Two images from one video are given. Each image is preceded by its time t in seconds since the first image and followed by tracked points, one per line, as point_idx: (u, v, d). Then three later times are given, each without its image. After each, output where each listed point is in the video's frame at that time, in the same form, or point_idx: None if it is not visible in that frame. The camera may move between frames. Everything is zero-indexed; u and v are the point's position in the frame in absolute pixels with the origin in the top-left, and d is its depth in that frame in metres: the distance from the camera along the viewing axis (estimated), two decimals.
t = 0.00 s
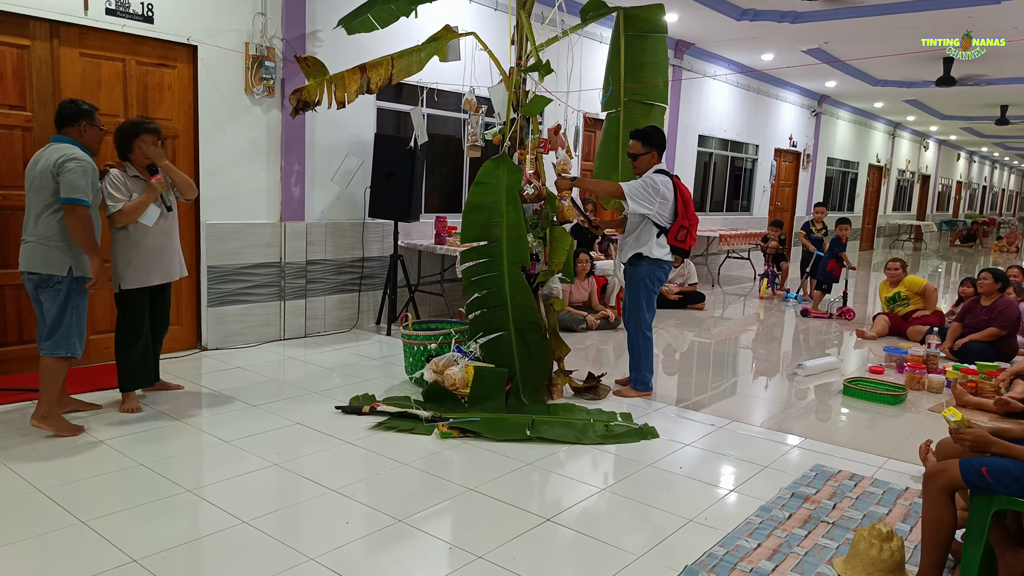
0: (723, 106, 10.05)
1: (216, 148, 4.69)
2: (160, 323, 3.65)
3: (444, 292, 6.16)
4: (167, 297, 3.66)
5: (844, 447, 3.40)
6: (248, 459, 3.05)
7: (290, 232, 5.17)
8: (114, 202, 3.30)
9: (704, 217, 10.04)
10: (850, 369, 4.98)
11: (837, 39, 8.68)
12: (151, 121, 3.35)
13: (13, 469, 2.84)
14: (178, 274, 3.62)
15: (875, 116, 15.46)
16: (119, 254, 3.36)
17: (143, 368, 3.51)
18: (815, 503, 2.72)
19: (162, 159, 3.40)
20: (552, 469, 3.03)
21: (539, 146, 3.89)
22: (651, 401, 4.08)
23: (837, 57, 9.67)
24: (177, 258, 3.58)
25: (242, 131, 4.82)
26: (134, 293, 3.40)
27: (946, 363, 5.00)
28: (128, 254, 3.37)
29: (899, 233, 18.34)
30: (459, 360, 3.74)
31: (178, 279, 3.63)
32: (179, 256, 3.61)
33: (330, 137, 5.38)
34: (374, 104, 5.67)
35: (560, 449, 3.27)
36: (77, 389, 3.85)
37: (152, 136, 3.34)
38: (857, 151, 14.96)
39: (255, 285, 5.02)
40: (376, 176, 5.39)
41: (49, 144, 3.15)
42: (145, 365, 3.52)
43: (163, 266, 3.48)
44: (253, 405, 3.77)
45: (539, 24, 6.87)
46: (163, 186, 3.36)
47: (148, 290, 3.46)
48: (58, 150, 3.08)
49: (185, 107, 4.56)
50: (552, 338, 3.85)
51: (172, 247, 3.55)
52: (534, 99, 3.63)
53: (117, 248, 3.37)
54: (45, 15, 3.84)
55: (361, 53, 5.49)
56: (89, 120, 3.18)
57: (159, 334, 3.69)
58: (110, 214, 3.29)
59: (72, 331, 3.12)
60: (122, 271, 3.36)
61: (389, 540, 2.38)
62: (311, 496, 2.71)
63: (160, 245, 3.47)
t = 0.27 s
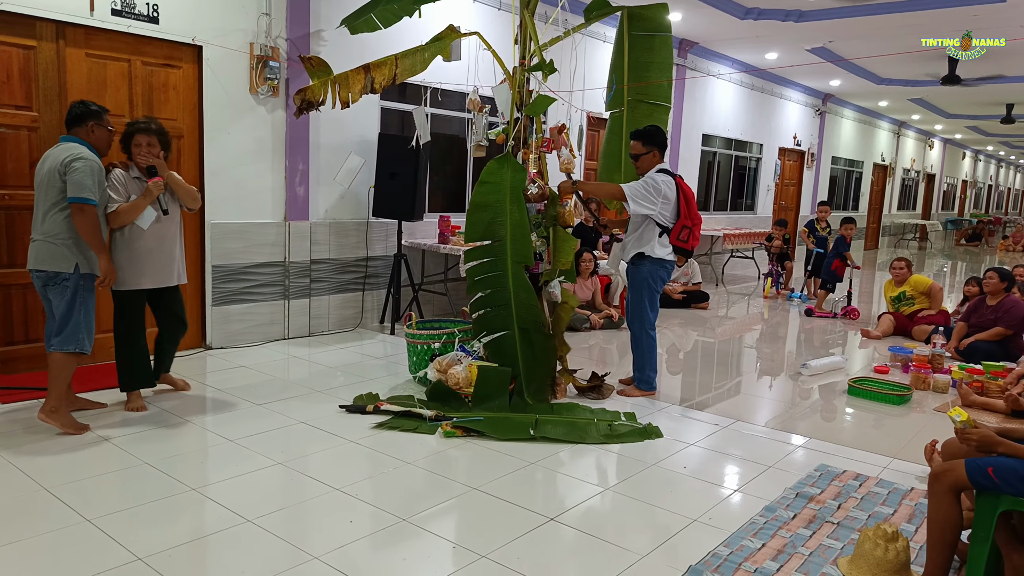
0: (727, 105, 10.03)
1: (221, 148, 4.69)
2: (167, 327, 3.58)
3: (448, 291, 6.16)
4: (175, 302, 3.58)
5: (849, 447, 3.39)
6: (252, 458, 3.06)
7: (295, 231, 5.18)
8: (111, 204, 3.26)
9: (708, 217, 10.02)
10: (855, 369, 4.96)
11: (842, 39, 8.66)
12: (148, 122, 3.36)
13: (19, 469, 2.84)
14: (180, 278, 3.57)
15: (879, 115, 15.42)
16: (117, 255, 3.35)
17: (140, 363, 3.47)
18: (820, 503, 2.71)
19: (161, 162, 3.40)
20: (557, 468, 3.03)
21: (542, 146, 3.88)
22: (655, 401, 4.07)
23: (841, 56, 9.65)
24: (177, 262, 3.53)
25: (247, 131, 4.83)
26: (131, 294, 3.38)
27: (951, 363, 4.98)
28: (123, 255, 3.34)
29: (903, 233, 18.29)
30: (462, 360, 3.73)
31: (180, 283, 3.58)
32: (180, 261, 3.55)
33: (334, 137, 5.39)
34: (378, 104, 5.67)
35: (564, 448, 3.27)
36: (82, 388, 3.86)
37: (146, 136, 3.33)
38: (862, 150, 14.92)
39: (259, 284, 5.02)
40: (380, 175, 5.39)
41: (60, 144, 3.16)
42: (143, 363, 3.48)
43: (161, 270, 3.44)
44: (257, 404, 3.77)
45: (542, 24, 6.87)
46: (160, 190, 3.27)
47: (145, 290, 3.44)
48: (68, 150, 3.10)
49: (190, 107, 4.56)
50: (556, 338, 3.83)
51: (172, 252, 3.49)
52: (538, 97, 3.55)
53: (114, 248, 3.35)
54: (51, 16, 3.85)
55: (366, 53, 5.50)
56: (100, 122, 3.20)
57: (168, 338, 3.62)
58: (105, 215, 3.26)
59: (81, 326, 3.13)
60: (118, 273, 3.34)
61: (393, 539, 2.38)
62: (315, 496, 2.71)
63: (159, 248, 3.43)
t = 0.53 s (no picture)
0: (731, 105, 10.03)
1: (224, 149, 4.71)
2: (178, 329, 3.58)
3: (452, 291, 6.17)
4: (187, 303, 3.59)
5: (853, 448, 3.39)
6: (257, 458, 3.07)
7: (299, 232, 5.20)
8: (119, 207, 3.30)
9: (711, 217, 10.02)
10: (858, 369, 4.97)
11: (845, 39, 8.66)
12: (155, 122, 3.34)
13: (25, 468, 2.86)
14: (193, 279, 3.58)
15: (883, 115, 15.40)
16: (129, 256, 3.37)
17: (149, 364, 3.51)
18: (824, 504, 2.72)
19: (169, 161, 3.39)
20: (561, 469, 3.04)
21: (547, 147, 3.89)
22: (659, 401, 4.08)
23: (844, 57, 9.65)
24: (190, 262, 3.54)
25: (251, 131, 4.84)
26: (140, 296, 3.42)
27: (955, 363, 4.98)
28: (134, 255, 3.36)
29: (907, 233, 18.26)
30: (467, 360, 3.73)
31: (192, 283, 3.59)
32: (193, 261, 3.57)
33: (339, 137, 5.40)
34: (382, 105, 5.69)
35: (568, 449, 3.28)
36: (87, 388, 3.88)
37: (152, 137, 3.33)
38: (865, 150, 14.91)
39: (263, 285, 5.04)
40: (384, 176, 5.40)
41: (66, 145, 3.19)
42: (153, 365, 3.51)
43: (172, 269, 3.44)
44: (262, 404, 3.79)
45: (546, 24, 6.88)
46: (168, 189, 3.31)
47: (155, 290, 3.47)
48: (71, 151, 3.13)
49: (194, 107, 4.57)
50: (561, 338, 3.83)
51: (185, 252, 3.50)
52: (542, 98, 3.58)
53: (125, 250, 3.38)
54: (56, 17, 3.87)
55: (370, 54, 5.51)
56: (107, 122, 3.21)
57: (180, 344, 3.60)
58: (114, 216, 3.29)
59: (83, 325, 3.15)
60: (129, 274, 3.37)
61: (398, 540, 2.40)
62: (321, 496, 2.73)
63: (171, 248, 3.43)
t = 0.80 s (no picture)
0: (733, 106, 10.04)
1: (226, 149, 4.73)
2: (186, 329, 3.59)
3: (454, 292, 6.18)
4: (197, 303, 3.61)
5: (854, 449, 3.40)
6: (259, 459, 3.09)
7: (301, 233, 5.21)
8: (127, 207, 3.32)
9: (713, 218, 10.03)
10: (860, 370, 4.98)
11: (847, 40, 8.66)
12: (161, 122, 3.34)
13: (26, 468, 2.88)
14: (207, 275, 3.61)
15: (886, 117, 15.40)
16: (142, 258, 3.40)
17: (155, 367, 3.51)
18: (825, 505, 2.73)
19: (174, 160, 3.38)
20: (564, 470, 3.05)
21: (550, 148, 3.91)
22: (661, 402, 4.09)
23: (846, 58, 9.65)
24: (203, 260, 3.56)
25: (252, 132, 4.86)
26: (152, 296, 3.43)
27: (956, 365, 4.99)
28: (146, 256, 3.39)
29: (909, 235, 18.25)
30: (469, 362, 3.77)
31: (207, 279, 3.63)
32: (206, 257, 3.59)
33: (341, 138, 5.42)
34: (385, 106, 5.71)
35: (570, 450, 3.30)
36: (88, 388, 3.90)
37: (158, 138, 3.33)
38: (867, 152, 14.92)
39: (265, 286, 5.06)
40: (386, 177, 5.42)
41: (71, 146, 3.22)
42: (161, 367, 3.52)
43: (183, 269, 3.46)
44: (263, 405, 3.81)
45: (549, 26, 6.90)
46: (174, 188, 3.28)
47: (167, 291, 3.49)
48: (73, 151, 3.15)
49: (196, 107, 4.59)
50: (562, 338, 3.85)
51: (198, 250, 3.52)
52: (544, 100, 3.59)
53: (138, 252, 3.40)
54: (57, 16, 3.89)
55: (372, 55, 5.53)
56: (112, 122, 3.22)
57: (187, 344, 3.62)
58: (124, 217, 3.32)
59: (83, 325, 3.15)
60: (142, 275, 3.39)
61: (401, 541, 2.41)
62: (324, 497, 2.74)
63: (182, 247, 3.45)
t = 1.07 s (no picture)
0: (734, 107, 10.04)
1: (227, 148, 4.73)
2: (187, 327, 3.60)
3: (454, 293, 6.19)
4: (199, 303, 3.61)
5: (853, 450, 3.41)
6: (259, 459, 3.09)
7: (301, 233, 5.22)
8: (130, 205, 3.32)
9: (714, 220, 10.04)
10: (860, 372, 4.99)
11: (848, 42, 8.67)
12: (167, 122, 3.35)
13: (25, 467, 2.89)
14: (209, 275, 3.62)
15: (887, 119, 15.41)
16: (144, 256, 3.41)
17: (155, 365, 3.51)
18: (825, 506, 2.73)
19: (179, 160, 3.39)
20: (563, 471, 3.06)
21: (551, 148, 3.92)
22: (661, 403, 4.10)
23: (847, 60, 9.66)
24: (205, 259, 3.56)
25: (253, 131, 4.87)
26: (154, 295, 3.44)
27: (956, 367, 4.99)
28: (149, 255, 3.39)
29: (909, 237, 18.26)
30: (469, 362, 3.78)
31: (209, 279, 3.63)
32: (209, 257, 3.60)
33: (342, 138, 5.43)
34: (386, 106, 5.71)
35: (570, 450, 3.30)
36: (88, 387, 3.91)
37: (165, 137, 3.34)
38: (868, 154, 14.93)
39: (265, 285, 5.06)
40: (387, 177, 5.43)
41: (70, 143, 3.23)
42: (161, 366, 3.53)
43: (185, 268, 3.46)
44: (263, 405, 3.81)
45: (551, 26, 6.90)
46: (175, 185, 3.29)
47: (171, 290, 3.49)
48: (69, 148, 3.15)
49: (197, 106, 4.60)
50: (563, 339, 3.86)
51: (201, 249, 3.53)
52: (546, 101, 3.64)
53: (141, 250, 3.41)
54: (57, 14, 3.89)
55: (374, 54, 5.54)
56: (114, 121, 3.23)
57: (188, 342, 3.62)
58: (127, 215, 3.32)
59: (78, 321, 3.16)
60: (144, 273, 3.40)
61: (400, 541, 2.42)
62: (324, 497, 2.75)
63: (184, 246, 3.46)
